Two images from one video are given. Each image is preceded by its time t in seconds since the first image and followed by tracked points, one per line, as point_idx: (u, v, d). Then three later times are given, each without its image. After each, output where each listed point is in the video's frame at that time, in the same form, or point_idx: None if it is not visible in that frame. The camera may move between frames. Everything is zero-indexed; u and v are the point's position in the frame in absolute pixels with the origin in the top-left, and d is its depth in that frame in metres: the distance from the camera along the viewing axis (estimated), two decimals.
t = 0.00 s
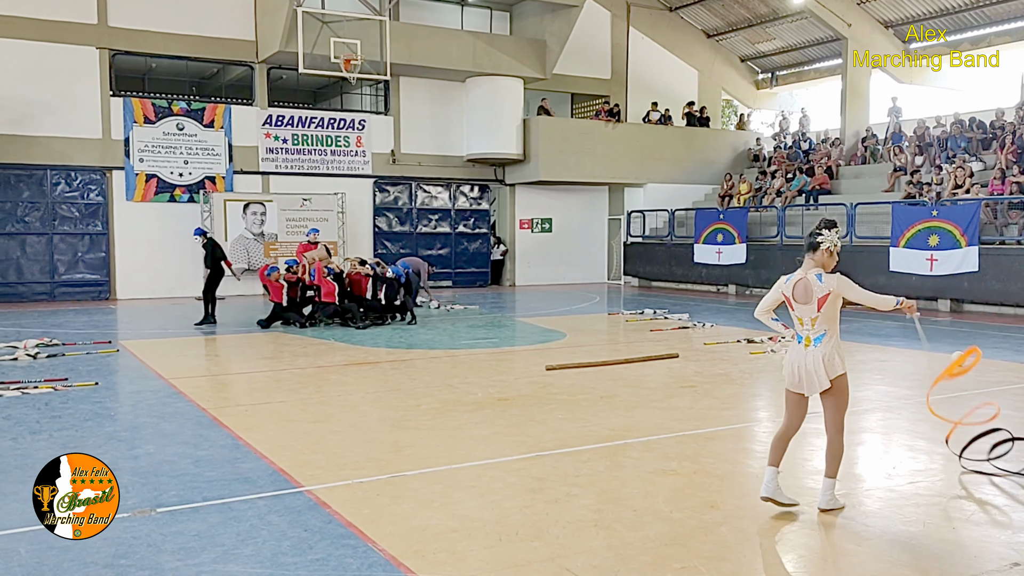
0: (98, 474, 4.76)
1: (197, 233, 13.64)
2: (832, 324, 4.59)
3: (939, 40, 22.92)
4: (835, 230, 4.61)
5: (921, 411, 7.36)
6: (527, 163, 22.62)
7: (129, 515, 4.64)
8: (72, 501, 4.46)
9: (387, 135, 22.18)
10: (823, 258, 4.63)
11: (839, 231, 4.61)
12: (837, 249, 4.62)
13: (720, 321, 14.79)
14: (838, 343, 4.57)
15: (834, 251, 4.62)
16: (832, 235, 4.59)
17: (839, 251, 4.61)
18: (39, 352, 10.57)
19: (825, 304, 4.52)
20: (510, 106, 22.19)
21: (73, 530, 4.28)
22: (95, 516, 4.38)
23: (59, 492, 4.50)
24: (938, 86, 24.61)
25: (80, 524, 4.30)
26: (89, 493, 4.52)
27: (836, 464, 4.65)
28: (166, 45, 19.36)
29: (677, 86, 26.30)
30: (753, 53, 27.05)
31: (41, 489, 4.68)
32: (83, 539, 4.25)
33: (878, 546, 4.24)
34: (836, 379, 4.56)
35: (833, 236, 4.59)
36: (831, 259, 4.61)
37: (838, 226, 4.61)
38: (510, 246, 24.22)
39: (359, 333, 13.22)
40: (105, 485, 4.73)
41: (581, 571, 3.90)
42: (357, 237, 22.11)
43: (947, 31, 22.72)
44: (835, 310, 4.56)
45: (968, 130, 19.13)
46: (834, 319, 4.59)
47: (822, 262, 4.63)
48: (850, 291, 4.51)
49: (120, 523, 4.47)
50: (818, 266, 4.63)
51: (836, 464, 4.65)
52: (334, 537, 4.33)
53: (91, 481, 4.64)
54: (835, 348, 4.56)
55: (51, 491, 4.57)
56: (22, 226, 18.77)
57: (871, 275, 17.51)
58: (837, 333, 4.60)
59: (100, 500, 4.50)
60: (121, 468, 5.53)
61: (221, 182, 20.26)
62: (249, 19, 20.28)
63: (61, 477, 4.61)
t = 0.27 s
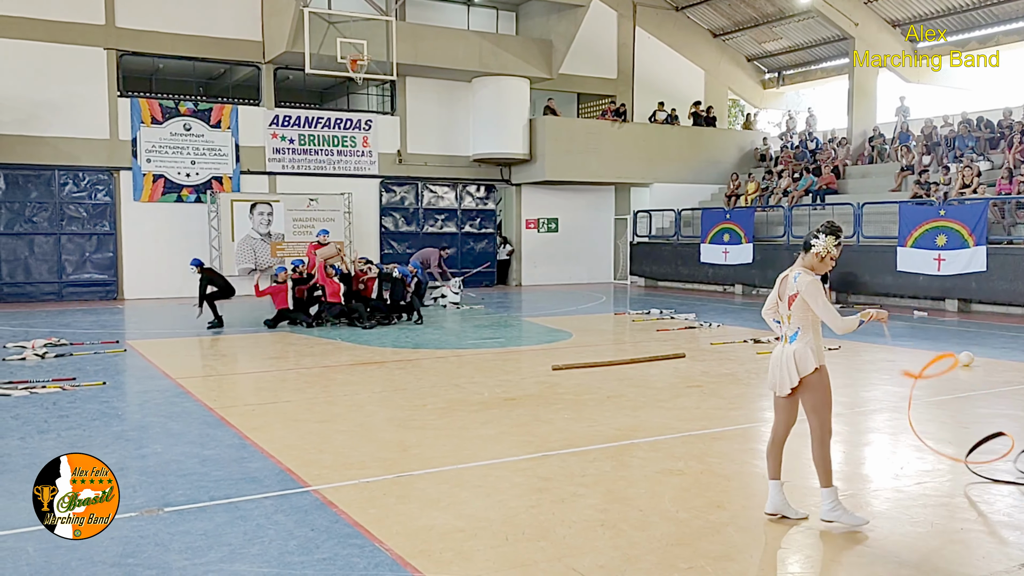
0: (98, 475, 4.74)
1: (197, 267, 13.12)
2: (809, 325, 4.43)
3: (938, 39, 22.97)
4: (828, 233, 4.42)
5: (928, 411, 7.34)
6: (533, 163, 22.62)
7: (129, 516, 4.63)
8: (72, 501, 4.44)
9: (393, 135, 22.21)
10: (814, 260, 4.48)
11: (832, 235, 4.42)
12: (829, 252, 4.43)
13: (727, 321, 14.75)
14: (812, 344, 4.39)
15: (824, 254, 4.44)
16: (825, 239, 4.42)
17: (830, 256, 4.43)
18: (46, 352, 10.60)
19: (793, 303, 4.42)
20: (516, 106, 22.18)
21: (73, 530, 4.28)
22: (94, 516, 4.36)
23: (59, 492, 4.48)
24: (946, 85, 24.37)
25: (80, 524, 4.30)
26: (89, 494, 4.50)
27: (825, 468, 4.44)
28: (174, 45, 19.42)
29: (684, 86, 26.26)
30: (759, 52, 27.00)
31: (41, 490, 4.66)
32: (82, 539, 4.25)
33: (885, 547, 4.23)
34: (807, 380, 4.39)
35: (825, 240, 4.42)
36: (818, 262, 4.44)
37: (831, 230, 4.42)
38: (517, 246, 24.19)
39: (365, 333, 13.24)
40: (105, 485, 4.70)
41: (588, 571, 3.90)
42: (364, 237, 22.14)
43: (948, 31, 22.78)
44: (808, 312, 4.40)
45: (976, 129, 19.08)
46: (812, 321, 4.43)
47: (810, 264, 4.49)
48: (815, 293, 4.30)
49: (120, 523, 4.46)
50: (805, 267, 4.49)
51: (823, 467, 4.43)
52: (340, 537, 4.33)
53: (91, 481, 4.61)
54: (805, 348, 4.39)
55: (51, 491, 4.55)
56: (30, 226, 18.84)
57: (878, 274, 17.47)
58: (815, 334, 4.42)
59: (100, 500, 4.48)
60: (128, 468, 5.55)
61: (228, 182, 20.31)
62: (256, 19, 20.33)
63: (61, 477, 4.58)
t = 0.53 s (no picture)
0: (97, 475, 4.80)
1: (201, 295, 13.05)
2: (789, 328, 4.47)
3: (938, 40, 22.97)
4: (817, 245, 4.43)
5: (937, 411, 7.32)
6: (540, 163, 22.61)
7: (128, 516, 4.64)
8: (72, 501, 4.48)
9: (400, 135, 22.22)
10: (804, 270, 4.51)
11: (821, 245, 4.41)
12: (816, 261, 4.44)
13: (734, 321, 14.72)
14: (786, 346, 4.42)
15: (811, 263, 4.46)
16: (814, 251, 4.44)
17: (818, 266, 4.43)
18: (55, 352, 10.66)
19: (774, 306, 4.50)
20: (523, 106, 22.18)
21: (72, 530, 4.29)
22: (94, 516, 4.39)
23: (59, 492, 4.53)
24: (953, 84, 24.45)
25: (80, 524, 4.31)
26: (89, 494, 4.55)
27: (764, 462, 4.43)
28: (182, 46, 19.48)
29: (691, 86, 26.22)
30: (767, 52, 26.93)
31: (41, 489, 4.72)
32: (82, 539, 4.26)
33: (895, 548, 4.21)
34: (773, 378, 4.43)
35: (815, 251, 4.43)
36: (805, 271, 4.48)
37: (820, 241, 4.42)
38: (524, 246, 24.16)
39: (372, 333, 13.26)
40: (104, 484, 4.75)
41: (596, 572, 3.90)
42: (371, 237, 22.17)
43: (947, 31, 22.77)
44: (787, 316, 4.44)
45: (985, 129, 18.99)
46: (792, 325, 4.45)
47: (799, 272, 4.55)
48: (790, 298, 4.36)
49: (119, 523, 4.48)
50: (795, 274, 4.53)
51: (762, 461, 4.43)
52: (348, 537, 4.34)
53: (90, 481, 4.67)
54: (778, 349, 4.44)
55: (51, 491, 4.61)
56: (39, 226, 18.93)
57: (887, 274, 17.40)
58: (794, 337, 4.45)
59: (99, 500, 4.52)
60: (136, 468, 5.57)
61: (236, 183, 20.36)
62: (263, 20, 20.38)
63: (61, 477, 4.64)
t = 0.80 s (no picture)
0: (97, 475, 4.83)
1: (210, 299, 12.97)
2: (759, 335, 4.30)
3: (938, 40, 23.11)
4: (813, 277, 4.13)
5: (944, 412, 7.30)
6: (546, 163, 22.60)
7: (127, 516, 4.64)
8: (71, 501, 4.51)
9: (406, 135, 22.24)
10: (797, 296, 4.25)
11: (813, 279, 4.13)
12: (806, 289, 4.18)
13: (739, 321, 14.70)
14: (745, 354, 4.26)
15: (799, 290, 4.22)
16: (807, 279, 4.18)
17: (807, 296, 4.16)
18: (62, 351, 10.69)
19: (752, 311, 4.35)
20: (528, 106, 22.18)
21: (72, 530, 4.30)
22: (94, 516, 4.40)
23: (58, 492, 4.56)
24: (960, 83, 24.46)
25: (80, 525, 4.32)
26: (88, 494, 4.57)
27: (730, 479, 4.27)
28: (187, 47, 19.53)
29: (696, 85, 26.18)
30: (772, 52, 26.88)
31: (41, 489, 4.75)
32: (82, 539, 4.27)
33: (901, 549, 4.20)
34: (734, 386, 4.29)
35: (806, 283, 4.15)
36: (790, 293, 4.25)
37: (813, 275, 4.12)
38: (529, 246, 24.15)
39: (378, 333, 13.27)
40: (104, 484, 4.78)
41: (601, 572, 3.89)
42: (377, 237, 22.19)
43: (946, 32, 22.89)
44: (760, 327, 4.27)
45: (992, 128, 18.93)
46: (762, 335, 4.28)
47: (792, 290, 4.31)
48: (763, 309, 4.21)
49: (119, 523, 4.49)
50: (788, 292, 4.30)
51: (728, 477, 4.27)
52: (353, 536, 4.34)
53: (90, 481, 4.70)
54: (741, 355, 4.30)
55: (51, 491, 4.63)
56: (46, 227, 19.01)
57: (893, 274, 17.35)
58: (757, 345, 4.26)
59: (99, 500, 4.54)
60: (142, 467, 5.58)
61: (242, 183, 20.41)
62: (269, 20, 20.42)
63: (61, 477, 4.67)
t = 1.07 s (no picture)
0: (97, 475, 4.89)
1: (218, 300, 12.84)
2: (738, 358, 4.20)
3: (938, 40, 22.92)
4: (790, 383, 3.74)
5: (948, 412, 7.28)
6: (550, 163, 22.59)
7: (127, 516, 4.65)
8: (72, 501, 4.55)
9: (410, 135, 22.24)
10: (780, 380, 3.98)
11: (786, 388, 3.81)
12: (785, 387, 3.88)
13: (743, 321, 14.68)
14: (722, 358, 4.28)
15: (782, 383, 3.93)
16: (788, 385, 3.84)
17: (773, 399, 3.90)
18: (67, 351, 10.72)
19: (745, 344, 4.16)
20: (533, 106, 22.17)
21: (72, 530, 4.31)
22: (94, 516, 4.43)
23: (59, 492, 4.61)
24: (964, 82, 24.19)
25: (80, 525, 4.33)
26: (88, 494, 4.63)
27: (727, 481, 4.27)
28: (192, 47, 19.57)
29: (701, 85, 26.15)
30: (777, 51, 26.84)
31: (41, 489, 4.80)
32: (82, 539, 4.29)
33: (906, 549, 4.18)
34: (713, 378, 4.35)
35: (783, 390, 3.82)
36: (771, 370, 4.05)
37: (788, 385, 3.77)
38: (533, 246, 24.13)
39: (382, 333, 13.28)
40: (104, 485, 4.84)
41: (605, 572, 3.89)
42: (381, 237, 22.21)
43: (947, 32, 22.73)
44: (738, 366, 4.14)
45: (997, 128, 18.87)
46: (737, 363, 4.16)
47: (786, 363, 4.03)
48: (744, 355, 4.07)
49: (119, 523, 4.51)
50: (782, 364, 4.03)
51: (725, 479, 4.28)
52: (357, 536, 4.35)
53: (90, 481, 4.76)
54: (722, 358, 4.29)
55: (51, 491, 4.68)
56: (52, 227, 19.07)
57: (898, 274, 17.33)
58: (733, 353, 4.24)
59: (99, 500, 4.59)
60: (147, 467, 5.59)
61: (246, 183, 20.44)
62: (273, 21, 20.44)
63: (61, 478, 4.73)
